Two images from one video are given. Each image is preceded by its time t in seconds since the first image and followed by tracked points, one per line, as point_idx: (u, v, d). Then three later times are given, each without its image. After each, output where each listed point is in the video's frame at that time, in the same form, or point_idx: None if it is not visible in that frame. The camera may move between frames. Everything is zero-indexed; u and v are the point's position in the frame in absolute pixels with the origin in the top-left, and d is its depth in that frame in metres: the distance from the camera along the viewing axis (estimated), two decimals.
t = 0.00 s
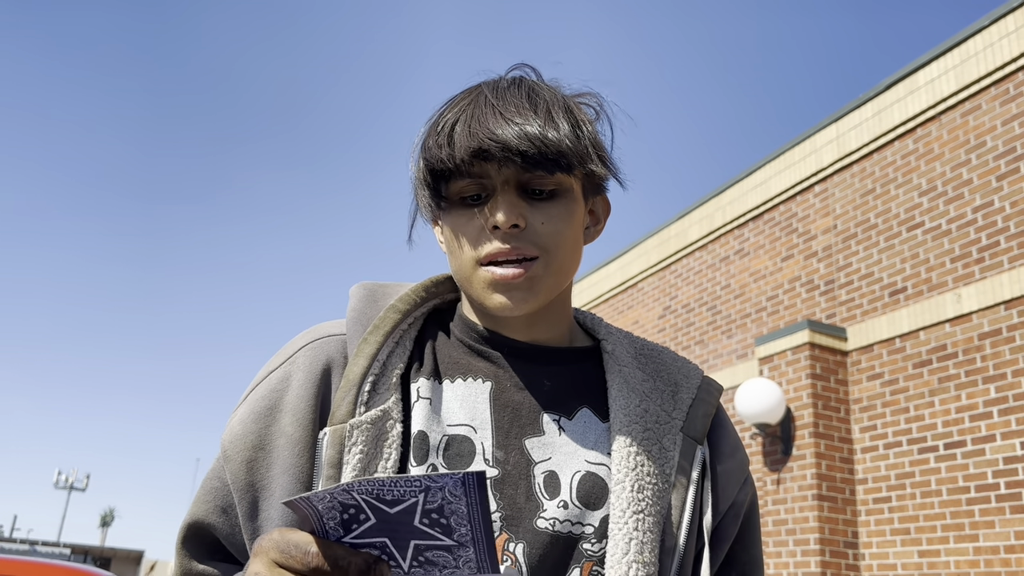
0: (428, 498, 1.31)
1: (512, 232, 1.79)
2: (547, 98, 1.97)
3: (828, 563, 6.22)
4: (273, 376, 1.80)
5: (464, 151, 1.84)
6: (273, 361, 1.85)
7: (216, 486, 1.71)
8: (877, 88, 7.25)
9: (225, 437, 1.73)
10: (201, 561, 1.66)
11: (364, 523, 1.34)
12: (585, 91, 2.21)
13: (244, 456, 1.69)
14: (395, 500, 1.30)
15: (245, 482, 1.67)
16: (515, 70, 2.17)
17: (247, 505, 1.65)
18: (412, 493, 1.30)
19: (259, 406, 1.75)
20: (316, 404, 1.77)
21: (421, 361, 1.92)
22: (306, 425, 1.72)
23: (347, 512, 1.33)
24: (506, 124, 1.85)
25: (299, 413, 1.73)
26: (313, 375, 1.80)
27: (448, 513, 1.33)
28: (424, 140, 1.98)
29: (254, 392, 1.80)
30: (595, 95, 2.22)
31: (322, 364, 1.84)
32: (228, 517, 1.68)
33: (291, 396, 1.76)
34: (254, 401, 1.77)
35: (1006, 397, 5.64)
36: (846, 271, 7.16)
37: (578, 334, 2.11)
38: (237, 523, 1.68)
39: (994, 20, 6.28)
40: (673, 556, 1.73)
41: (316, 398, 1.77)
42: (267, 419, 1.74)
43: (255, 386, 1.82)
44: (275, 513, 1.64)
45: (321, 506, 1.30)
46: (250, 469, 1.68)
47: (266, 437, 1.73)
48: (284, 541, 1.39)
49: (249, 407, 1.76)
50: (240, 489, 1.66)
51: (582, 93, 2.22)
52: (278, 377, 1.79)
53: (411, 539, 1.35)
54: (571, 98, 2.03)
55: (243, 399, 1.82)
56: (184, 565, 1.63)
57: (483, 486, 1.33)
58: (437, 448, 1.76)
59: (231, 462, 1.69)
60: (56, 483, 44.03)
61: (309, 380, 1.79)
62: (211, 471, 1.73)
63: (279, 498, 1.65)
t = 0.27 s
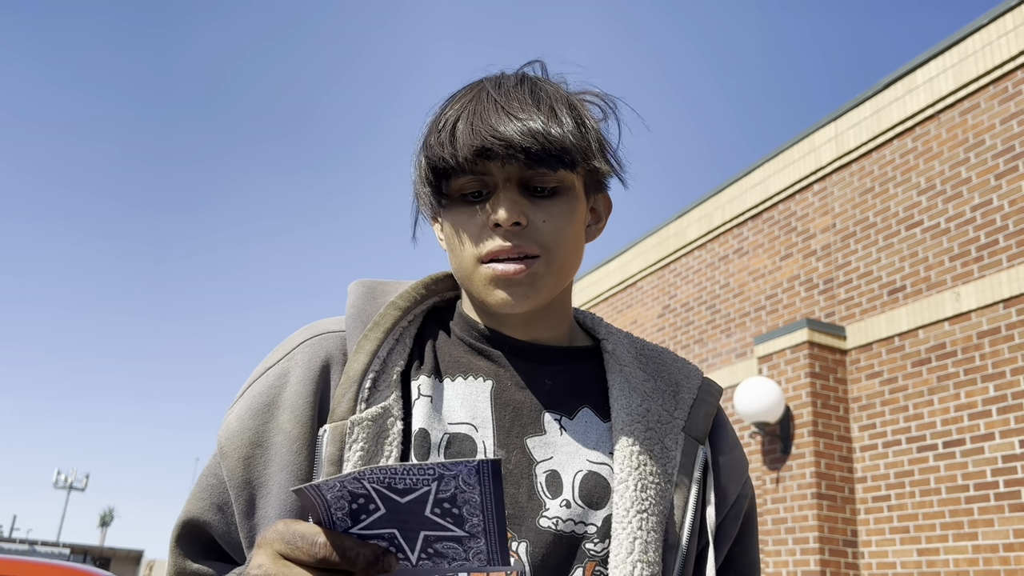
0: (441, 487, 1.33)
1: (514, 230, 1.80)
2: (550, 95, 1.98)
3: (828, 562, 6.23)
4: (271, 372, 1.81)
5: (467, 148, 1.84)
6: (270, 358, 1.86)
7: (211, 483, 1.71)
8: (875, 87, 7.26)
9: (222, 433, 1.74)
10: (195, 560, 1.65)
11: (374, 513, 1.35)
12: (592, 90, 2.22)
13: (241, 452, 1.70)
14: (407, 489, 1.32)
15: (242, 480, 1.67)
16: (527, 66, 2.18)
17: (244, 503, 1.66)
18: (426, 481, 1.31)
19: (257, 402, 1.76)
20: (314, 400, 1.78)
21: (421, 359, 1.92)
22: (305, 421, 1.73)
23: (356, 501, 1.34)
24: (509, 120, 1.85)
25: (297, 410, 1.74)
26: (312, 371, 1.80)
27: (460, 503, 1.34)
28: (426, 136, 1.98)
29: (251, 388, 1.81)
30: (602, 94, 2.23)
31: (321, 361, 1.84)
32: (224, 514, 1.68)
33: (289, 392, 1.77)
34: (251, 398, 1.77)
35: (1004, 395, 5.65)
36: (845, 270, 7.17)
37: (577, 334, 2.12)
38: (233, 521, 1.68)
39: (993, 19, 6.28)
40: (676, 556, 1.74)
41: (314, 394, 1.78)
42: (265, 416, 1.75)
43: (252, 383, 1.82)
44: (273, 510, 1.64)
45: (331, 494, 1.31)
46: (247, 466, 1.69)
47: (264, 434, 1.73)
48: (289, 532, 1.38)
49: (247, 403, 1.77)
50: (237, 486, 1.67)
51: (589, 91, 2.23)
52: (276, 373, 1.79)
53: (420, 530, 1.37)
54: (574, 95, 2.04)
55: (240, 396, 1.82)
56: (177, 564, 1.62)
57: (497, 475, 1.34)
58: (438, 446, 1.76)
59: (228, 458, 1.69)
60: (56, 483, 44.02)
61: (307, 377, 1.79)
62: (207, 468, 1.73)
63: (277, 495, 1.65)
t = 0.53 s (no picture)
0: (446, 466, 1.33)
1: (508, 231, 1.80)
2: (543, 95, 1.98)
3: (827, 561, 6.24)
4: (268, 359, 1.81)
5: (460, 149, 1.84)
6: (268, 345, 1.86)
7: (207, 468, 1.71)
8: (873, 86, 7.26)
9: (219, 419, 1.74)
10: (189, 547, 1.67)
11: (377, 492, 1.35)
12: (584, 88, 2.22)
13: (237, 438, 1.70)
14: (412, 468, 1.32)
15: (238, 466, 1.67)
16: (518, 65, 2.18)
17: (240, 489, 1.66)
18: (431, 459, 1.32)
19: (254, 388, 1.76)
20: (312, 387, 1.78)
21: (420, 349, 1.92)
22: (302, 408, 1.73)
23: (360, 480, 1.34)
24: (501, 121, 1.85)
25: (295, 396, 1.74)
26: (309, 358, 1.80)
27: (465, 483, 1.35)
28: (420, 137, 1.98)
29: (249, 375, 1.81)
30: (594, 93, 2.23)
31: (319, 348, 1.84)
32: (220, 500, 1.68)
33: (286, 379, 1.77)
34: (249, 384, 1.77)
35: (1003, 394, 5.65)
36: (843, 269, 7.17)
37: (575, 327, 2.12)
38: (229, 507, 1.68)
39: (991, 18, 6.28)
40: (675, 546, 1.74)
41: (312, 381, 1.78)
42: (262, 402, 1.75)
43: (249, 370, 1.82)
44: (269, 496, 1.65)
45: (335, 473, 1.31)
46: (244, 452, 1.69)
47: (261, 420, 1.73)
48: (290, 512, 1.38)
49: (244, 390, 1.77)
50: (233, 471, 1.67)
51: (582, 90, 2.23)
52: (273, 360, 1.79)
53: (423, 510, 1.37)
54: (567, 95, 2.04)
55: (237, 382, 1.82)
56: (172, 550, 1.64)
57: (504, 456, 1.34)
58: (438, 434, 1.76)
59: (225, 444, 1.69)
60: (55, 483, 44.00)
61: (306, 364, 1.79)
62: (203, 453, 1.73)
63: (274, 481, 1.65)
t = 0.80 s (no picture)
0: (453, 451, 1.34)
1: (505, 235, 1.81)
2: (541, 97, 1.99)
3: (826, 560, 6.25)
4: (268, 354, 1.82)
5: (458, 153, 1.85)
6: (268, 340, 1.87)
7: (206, 462, 1.72)
8: (872, 85, 7.28)
9: (219, 413, 1.75)
10: (187, 539, 1.67)
11: (385, 479, 1.36)
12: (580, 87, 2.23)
13: (237, 432, 1.71)
14: (419, 453, 1.33)
15: (238, 459, 1.69)
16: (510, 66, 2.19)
17: (239, 482, 1.67)
18: (438, 444, 1.33)
19: (254, 382, 1.77)
20: (312, 382, 1.79)
21: (418, 344, 1.93)
22: (302, 402, 1.75)
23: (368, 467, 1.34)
24: (499, 126, 1.86)
25: (295, 390, 1.76)
26: (309, 353, 1.82)
27: (472, 469, 1.36)
28: (418, 138, 1.99)
29: (249, 370, 1.82)
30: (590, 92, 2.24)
31: (318, 343, 1.86)
32: (219, 493, 1.69)
33: (286, 373, 1.78)
34: (249, 378, 1.79)
35: (1002, 393, 5.66)
36: (842, 268, 7.19)
37: (572, 324, 2.14)
38: (228, 500, 1.70)
39: (990, 17, 6.30)
40: (671, 542, 1.75)
41: (311, 375, 1.80)
42: (262, 396, 1.76)
43: (249, 365, 1.84)
44: (268, 488, 1.66)
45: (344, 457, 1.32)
46: (244, 445, 1.70)
47: (260, 414, 1.74)
48: (297, 500, 1.39)
49: (244, 384, 1.78)
50: (233, 464, 1.68)
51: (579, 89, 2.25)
52: (273, 355, 1.81)
53: (431, 497, 1.38)
54: (565, 97, 2.05)
55: (237, 377, 1.84)
56: (171, 542, 1.65)
57: (509, 445, 1.36)
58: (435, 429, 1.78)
59: (225, 437, 1.71)
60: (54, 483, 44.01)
61: (305, 358, 1.81)
62: (202, 447, 1.75)
63: (274, 474, 1.67)
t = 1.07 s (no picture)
0: (431, 488, 1.35)
1: (498, 244, 1.81)
2: (537, 103, 1.98)
3: (826, 560, 6.25)
4: (267, 363, 1.82)
5: (452, 160, 1.86)
6: (267, 349, 1.87)
7: (205, 469, 1.73)
8: (872, 84, 7.28)
9: (218, 421, 1.76)
10: (185, 544, 1.68)
11: (367, 510, 1.37)
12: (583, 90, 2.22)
13: (236, 441, 1.72)
14: (399, 487, 1.35)
15: (236, 468, 1.69)
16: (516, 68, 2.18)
17: (237, 491, 1.68)
18: (416, 480, 1.34)
19: (253, 392, 1.77)
20: (310, 392, 1.80)
21: (414, 352, 1.94)
22: (300, 413, 1.75)
23: (350, 497, 1.36)
24: (493, 133, 1.86)
25: (293, 401, 1.76)
26: (307, 363, 1.82)
27: (450, 505, 1.36)
28: (414, 143, 2.00)
29: (248, 378, 1.83)
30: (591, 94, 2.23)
31: (316, 353, 1.86)
32: (216, 501, 1.70)
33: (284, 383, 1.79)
34: (248, 387, 1.79)
35: (1002, 392, 5.67)
36: (842, 267, 7.19)
37: (569, 327, 2.14)
38: (225, 508, 1.70)
39: (990, 16, 6.30)
40: (664, 547, 1.76)
41: (309, 386, 1.80)
42: (261, 406, 1.76)
43: (248, 373, 1.84)
44: (266, 499, 1.67)
45: (326, 488, 1.34)
46: (242, 455, 1.71)
47: (258, 424, 1.75)
48: (283, 525, 1.40)
49: (243, 393, 1.78)
50: (231, 473, 1.69)
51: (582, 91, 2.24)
52: (272, 364, 1.81)
53: (411, 530, 1.38)
54: (562, 101, 2.04)
55: (236, 385, 1.84)
56: (169, 547, 1.66)
57: (487, 485, 1.36)
58: (428, 438, 1.78)
59: (223, 446, 1.71)
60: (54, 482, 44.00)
61: (303, 369, 1.81)
62: (201, 454, 1.75)
63: (271, 485, 1.68)
